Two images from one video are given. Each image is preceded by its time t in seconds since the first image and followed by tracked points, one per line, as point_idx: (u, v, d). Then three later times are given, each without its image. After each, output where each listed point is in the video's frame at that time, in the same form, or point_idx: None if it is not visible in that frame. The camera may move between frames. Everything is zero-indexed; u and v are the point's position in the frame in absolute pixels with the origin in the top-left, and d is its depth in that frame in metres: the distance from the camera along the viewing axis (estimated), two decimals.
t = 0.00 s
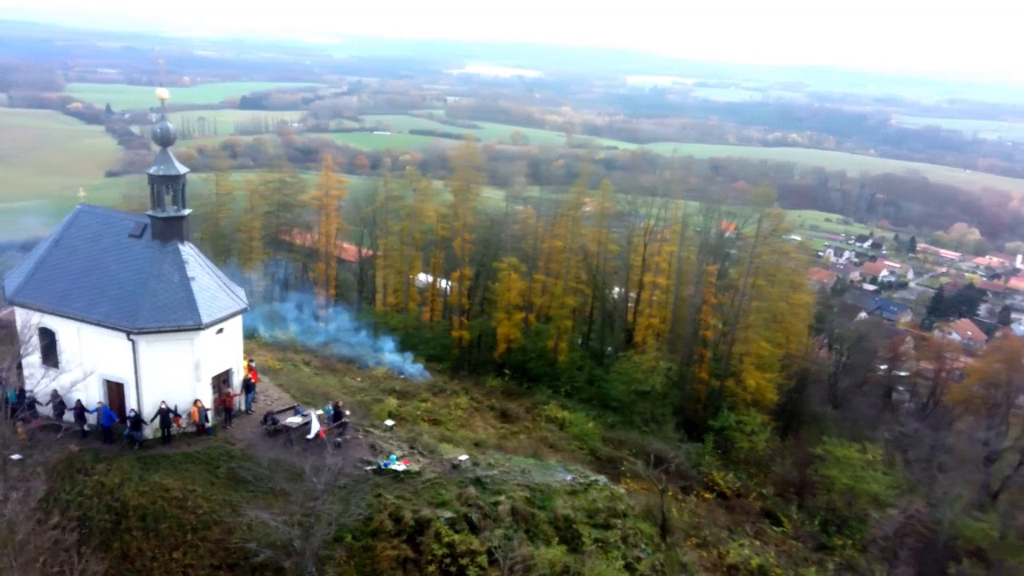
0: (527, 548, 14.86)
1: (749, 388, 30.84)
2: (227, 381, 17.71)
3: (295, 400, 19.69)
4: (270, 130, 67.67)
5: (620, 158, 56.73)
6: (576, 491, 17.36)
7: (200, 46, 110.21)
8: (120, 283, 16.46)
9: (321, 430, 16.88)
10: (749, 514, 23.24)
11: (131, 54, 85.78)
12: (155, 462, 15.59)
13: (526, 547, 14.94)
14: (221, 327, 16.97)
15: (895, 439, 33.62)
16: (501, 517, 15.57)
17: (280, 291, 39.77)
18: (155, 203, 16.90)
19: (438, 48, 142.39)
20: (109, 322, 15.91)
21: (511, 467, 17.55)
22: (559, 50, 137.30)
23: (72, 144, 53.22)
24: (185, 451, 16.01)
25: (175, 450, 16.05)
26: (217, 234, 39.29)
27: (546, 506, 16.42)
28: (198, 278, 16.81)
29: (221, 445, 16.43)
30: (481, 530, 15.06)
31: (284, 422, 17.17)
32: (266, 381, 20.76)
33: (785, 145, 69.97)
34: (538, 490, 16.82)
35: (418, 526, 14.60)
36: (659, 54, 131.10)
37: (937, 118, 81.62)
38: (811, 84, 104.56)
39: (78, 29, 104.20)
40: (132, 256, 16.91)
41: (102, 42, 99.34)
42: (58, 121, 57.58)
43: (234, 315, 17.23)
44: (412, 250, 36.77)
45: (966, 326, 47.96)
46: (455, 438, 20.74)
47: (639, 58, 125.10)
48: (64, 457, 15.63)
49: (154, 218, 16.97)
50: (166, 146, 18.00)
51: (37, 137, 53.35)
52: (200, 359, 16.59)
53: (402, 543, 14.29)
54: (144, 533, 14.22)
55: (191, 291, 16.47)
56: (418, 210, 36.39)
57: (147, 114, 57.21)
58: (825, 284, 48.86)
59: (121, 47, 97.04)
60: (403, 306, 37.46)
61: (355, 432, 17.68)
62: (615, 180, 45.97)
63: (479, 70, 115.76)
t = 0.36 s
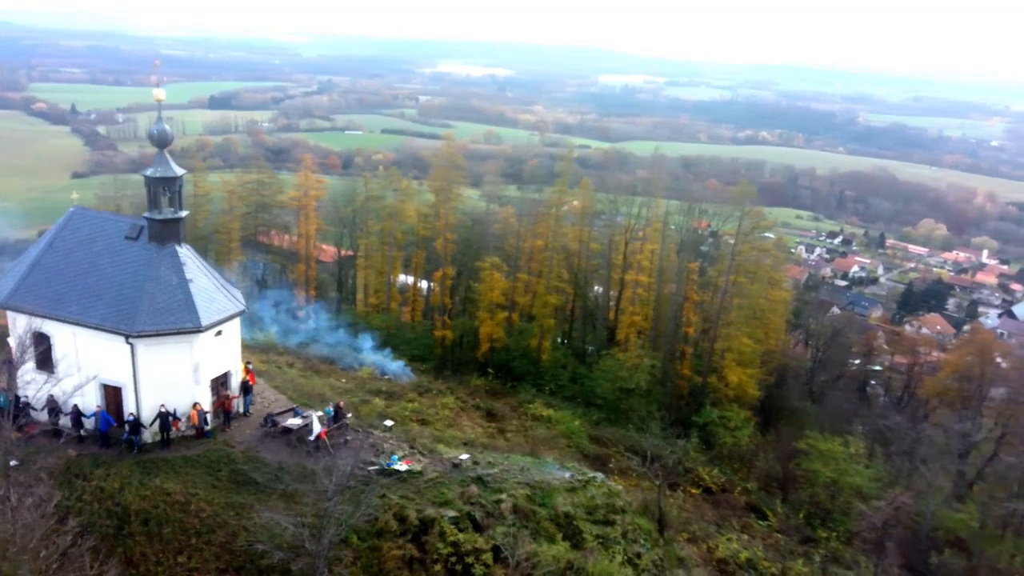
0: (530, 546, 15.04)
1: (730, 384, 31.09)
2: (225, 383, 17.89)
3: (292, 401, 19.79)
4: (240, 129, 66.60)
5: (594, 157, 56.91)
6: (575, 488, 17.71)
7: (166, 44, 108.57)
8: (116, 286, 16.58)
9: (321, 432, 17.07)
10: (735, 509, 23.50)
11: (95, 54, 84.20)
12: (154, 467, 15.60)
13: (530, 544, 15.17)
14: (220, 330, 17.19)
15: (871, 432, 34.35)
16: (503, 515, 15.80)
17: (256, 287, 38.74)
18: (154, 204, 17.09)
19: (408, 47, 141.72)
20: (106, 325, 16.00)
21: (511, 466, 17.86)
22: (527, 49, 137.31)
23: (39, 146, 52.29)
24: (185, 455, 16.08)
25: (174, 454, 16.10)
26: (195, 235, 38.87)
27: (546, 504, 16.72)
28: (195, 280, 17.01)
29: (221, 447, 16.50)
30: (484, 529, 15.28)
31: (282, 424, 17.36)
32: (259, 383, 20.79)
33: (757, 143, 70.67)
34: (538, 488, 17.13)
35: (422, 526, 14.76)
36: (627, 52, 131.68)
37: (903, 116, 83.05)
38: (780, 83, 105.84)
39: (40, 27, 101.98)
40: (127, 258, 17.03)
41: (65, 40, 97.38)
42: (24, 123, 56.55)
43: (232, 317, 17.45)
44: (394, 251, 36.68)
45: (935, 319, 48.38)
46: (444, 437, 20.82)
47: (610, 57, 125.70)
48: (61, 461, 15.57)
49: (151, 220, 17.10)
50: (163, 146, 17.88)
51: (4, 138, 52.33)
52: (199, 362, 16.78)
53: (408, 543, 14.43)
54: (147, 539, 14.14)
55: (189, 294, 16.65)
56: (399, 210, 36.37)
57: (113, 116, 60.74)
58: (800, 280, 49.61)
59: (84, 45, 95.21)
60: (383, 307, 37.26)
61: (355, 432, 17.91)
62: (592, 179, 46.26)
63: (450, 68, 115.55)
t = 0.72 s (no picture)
0: (540, 544, 15.17)
1: (719, 379, 31.51)
2: (229, 386, 18.00)
3: (294, 402, 19.91)
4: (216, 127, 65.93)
5: (575, 155, 56.99)
6: (579, 485, 18.06)
7: (137, 41, 106.96)
8: (119, 288, 16.54)
9: (328, 433, 17.21)
10: (727, 505, 23.69)
11: (68, 53, 82.91)
12: (159, 469, 15.62)
13: (538, 541, 15.36)
14: (224, 331, 17.29)
15: (856, 426, 34.93)
16: (511, 513, 16.00)
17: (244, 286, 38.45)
18: (157, 206, 17.06)
19: (383, 47, 141.23)
20: (109, 327, 15.98)
21: (517, 465, 18.20)
22: (503, 48, 137.30)
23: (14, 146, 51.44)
24: (191, 457, 16.14)
25: (179, 456, 16.16)
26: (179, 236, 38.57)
27: (552, 501, 17.03)
28: (199, 281, 17.05)
29: (227, 450, 16.58)
30: (493, 526, 15.48)
31: (287, 425, 17.48)
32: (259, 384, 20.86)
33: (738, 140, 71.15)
34: (543, 486, 17.45)
35: (432, 525, 14.93)
36: (603, 52, 132.15)
37: (877, 114, 84.21)
38: (756, 81, 106.80)
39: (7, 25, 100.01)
40: (130, 258, 16.98)
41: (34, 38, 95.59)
42: None
43: (235, 319, 17.53)
44: (381, 250, 36.73)
45: (913, 315, 49.12)
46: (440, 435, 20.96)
47: (586, 56, 126.03)
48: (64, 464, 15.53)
49: (154, 221, 17.07)
50: (165, 149, 17.61)
51: None
52: (204, 364, 16.86)
53: (419, 542, 14.55)
54: (156, 542, 14.10)
55: (193, 295, 16.68)
56: (386, 209, 36.38)
57: (85, 117, 60.58)
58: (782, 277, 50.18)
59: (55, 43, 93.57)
60: (370, 307, 37.21)
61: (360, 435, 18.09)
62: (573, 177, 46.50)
63: (427, 67, 115.33)
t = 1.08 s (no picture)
0: (552, 541, 15.54)
1: (708, 376, 31.98)
2: (236, 387, 18.14)
3: (300, 404, 20.09)
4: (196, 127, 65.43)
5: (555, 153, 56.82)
6: (585, 483, 18.58)
7: (110, 39, 105.51)
8: (126, 290, 16.62)
9: (337, 434, 17.42)
10: (720, 500, 23.89)
11: (41, 53, 81.71)
12: (167, 472, 15.75)
13: (548, 538, 15.77)
14: (231, 333, 17.42)
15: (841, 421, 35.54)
16: (520, 511, 16.36)
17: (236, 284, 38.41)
18: (164, 208, 17.13)
19: (359, 45, 140.63)
20: (117, 329, 16.06)
21: (525, 464, 18.68)
22: (480, 46, 137.05)
23: None
24: (199, 459, 16.31)
25: (187, 458, 16.31)
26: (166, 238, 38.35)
27: (560, 499, 17.50)
28: (206, 283, 17.18)
29: (235, 451, 16.77)
30: (503, 525, 15.80)
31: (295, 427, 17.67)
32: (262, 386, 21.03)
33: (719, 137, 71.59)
34: (551, 484, 17.92)
35: (443, 524, 15.16)
36: (579, 50, 132.30)
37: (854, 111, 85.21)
38: (733, 79, 107.56)
39: None
40: (136, 260, 17.06)
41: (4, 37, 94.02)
42: None
43: (242, 321, 17.68)
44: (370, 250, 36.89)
45: (892, 311, 49.32)
46: (440, 433, 21.21)
47: (563, 54, 126.16)
48: (73, 468, 15.63)
49: (161, 223, 17.15)
50: (173, 150, 17.89)
51: None
52: (212, 365, 16.99)
53: (431, 541, 14.78)
54: (169, 545, 14.19)
55: (202, 297, 16.82)
56: (374, 209, 36.44)
57: (59, 117, 60.52)
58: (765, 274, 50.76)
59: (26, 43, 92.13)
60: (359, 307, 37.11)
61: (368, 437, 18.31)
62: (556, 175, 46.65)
63: (406, 66, 114.99)
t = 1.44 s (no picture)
0: (562, 539, 15.72)
1: (697, 374, 32.25)
2: (241, 389, 18.11)
3: (304, 404, 20.10)
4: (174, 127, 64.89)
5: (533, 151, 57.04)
6: (589, 481, 18.71)
7: (83, 38, 104.29)
8: (132, 292, 16.60)
9: (346, 435, 17.42)
10: (712, 498, 23.97)
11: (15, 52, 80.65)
12: (175, 475, 15.74)
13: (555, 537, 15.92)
14: (237, 334, 17.42)
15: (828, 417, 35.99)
16: (529, 509, 16.53)
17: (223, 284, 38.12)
18: (169, 208, 17.07)
19: (335, 44, 140.00)
20: (124, 331, 16.03)
21: (531, 462, 18.78)
22: (457, 45, 136.90)
23: None
24: (207, 462, 16.30)
25: (195, 461, 16.28)
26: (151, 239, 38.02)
27: (566, 497, 17.58)
28: (212, 285, 17.17)
29: (243, 454, 16.78)
30: (512, 524, 16.00)
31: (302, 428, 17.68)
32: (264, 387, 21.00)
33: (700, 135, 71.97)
34: (556, 482, 18.00)
35: (453, 523, 15.41)
36: (555, 49, 132.59)
37: (832, 110, 86.05)
38: (710, 77, 108.25)
39: None
40: (142, 263, 17.04)
41: None
42: None
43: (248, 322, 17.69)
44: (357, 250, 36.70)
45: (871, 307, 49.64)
46: (440, 434, 21.30)
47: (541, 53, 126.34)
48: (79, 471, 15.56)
49: (167, 224, 17.11)
50: (178, 150, 17.78)
51: None
52: (218, 367, 16.99)
53: (441, 541, 15.07)
54: (179, 547, 14.29)
55: (208, 299, 16.82)
56: (362, 209, 36.29)
57: (33, 116, 59.82)
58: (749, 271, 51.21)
59: None
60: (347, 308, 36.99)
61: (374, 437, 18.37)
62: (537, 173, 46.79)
63: (384, 65, 114.65)
